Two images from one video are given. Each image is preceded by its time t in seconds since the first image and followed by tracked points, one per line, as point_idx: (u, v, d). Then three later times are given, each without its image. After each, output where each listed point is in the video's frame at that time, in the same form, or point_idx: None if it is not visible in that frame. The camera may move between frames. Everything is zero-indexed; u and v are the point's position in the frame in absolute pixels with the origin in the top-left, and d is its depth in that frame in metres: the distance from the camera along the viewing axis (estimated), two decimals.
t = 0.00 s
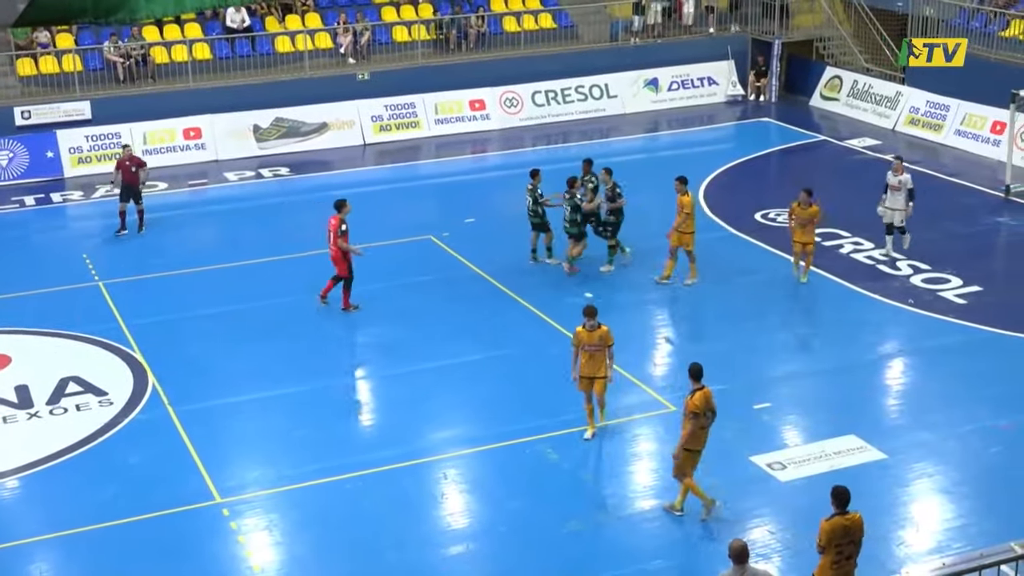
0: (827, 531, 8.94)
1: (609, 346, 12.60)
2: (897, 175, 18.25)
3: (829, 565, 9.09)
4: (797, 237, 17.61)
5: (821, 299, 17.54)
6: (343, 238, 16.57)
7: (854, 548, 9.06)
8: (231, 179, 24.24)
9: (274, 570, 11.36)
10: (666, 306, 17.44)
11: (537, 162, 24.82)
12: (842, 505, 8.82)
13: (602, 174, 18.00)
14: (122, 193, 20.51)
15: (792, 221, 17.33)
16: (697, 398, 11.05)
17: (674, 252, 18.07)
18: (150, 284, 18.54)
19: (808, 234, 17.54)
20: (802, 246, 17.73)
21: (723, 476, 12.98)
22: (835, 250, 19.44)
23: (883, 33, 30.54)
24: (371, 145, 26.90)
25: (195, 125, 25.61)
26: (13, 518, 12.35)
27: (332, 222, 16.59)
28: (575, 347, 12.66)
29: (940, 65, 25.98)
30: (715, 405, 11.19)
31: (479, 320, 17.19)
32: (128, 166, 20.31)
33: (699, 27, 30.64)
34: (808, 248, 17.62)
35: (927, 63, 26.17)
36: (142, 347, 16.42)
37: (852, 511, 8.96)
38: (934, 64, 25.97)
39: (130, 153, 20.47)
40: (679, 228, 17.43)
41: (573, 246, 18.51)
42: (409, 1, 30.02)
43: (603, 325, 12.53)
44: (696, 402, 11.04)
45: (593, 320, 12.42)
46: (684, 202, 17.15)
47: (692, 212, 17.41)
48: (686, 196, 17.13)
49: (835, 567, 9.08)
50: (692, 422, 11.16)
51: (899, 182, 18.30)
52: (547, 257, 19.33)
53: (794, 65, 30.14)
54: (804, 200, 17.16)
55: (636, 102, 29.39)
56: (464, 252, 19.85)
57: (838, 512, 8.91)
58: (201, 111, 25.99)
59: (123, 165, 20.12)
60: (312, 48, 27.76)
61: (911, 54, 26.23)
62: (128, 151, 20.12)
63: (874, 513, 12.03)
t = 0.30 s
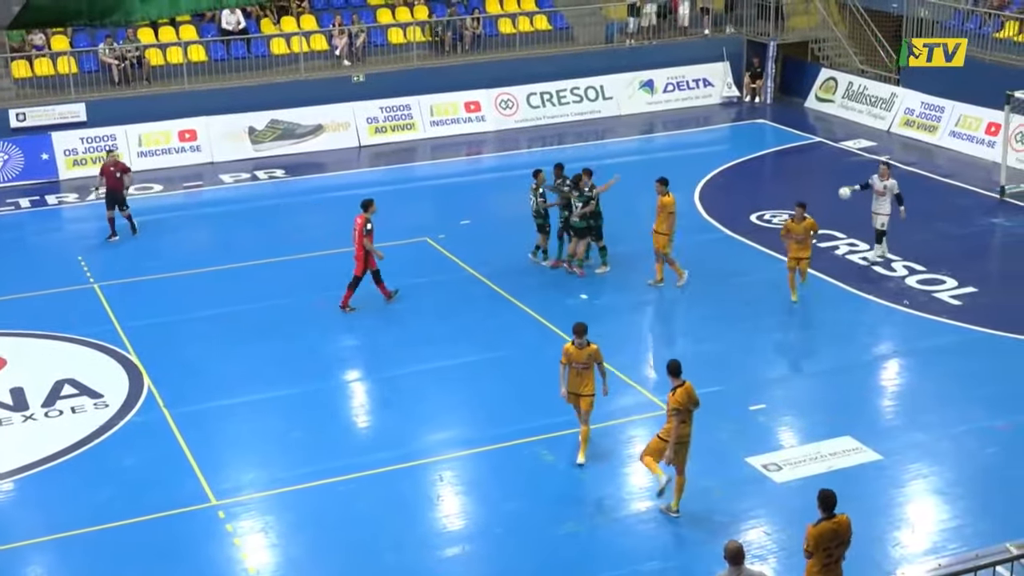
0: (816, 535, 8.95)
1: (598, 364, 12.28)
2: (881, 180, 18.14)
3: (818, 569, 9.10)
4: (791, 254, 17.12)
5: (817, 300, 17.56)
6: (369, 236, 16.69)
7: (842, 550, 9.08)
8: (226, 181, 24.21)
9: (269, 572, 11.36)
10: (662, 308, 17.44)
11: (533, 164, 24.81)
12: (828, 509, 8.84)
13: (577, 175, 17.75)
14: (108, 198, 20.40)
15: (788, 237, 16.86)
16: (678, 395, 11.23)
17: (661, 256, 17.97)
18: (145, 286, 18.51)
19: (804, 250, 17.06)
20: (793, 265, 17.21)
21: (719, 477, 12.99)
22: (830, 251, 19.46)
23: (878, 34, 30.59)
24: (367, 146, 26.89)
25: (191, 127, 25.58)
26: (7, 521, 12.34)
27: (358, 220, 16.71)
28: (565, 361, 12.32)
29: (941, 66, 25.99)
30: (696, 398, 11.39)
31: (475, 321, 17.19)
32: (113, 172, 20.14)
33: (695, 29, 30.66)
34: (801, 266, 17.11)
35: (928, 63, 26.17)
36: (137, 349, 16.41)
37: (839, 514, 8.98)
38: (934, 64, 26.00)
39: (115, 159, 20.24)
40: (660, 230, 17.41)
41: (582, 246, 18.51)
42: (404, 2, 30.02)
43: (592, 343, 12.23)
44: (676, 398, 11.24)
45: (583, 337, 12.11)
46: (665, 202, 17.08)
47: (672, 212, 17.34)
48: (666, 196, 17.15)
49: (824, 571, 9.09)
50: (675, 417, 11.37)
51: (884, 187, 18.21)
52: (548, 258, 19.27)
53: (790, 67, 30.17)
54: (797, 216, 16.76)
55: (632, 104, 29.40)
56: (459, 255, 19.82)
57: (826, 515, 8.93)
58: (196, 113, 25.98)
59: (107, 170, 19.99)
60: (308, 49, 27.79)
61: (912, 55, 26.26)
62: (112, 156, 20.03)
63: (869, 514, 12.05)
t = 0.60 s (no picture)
0: (805, 537, 8.94)
1: (588, 375, 11.96)
2: (869, 183, 18.03)
3: (808, 570, 9.10)
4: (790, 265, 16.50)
5: (814, 300, 17.57)
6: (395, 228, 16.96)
7: (832, 552, 9.08)
8: (223, 181, 24.18)
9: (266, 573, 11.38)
10: (660, 308, 17.45)
11: (530, 164, 24.80)
12: (819, 511, 8.84)
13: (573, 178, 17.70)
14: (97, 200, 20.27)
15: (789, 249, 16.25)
16: (660, 396, 11.27)
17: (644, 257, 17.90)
18: (142, 286, 18.50)
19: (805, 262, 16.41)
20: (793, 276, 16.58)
21: (716, 477, 13.00)
22: (828, 250, 19.47)
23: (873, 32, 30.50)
24: (364, 146, 26.88)
25: (188, 127, 25.57)
26: (5, 522, 12.35)
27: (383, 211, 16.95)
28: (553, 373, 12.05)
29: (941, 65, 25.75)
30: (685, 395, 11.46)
31: (472, 322, 17.18)
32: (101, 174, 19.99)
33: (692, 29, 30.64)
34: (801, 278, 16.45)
35: (928, 63, 25.85)
36: (135, 349, 16.41)
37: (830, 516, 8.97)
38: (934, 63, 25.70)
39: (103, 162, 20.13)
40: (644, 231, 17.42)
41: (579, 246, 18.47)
42: (401, 2, 30.02)
43: (581, 354, 11.94)
44: (659, 399, 11.27)
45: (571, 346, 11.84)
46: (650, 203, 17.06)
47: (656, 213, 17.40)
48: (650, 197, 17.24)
49: (815, 571, 9.09)
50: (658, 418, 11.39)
51: (872, 190, 18.03)
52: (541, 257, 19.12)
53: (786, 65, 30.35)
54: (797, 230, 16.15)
55: (628, 104, 29.40)
56: (457, 255, 19.81)
57: (816, 518, 8.92)
58: (193, 113, 25.97)
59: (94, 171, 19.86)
60: (304, 50, 27.80)
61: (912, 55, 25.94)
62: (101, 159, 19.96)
63: (866, 514, 12.06)
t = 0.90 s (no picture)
0: (809, 538, 8.92)
1: (578, 390, 11.72)
2: (864, 187, 17.94)
3: (813, 571, 9.08)
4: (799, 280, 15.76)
5: (820, 299, 17.55)
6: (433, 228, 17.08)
7: (836, 553, 9.07)
8: (230, 180, 24.22)
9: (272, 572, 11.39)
10: (665, 307, 17.45)
11: (536, 163, 24.80)
12: (821, 512, 8.81)
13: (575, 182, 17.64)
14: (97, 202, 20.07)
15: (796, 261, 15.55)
16: (649, 396, 11.18)
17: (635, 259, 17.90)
18: (149, 285, 18.53)
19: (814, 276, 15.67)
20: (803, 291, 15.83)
21: (722, 477, 13.01)
22: (834, 251, 19.45)
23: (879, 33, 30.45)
24: (370, 146, 26.90)
25: (194, 126, 25.61)
26: (11, 520, 12.39)
27: (419, 212, 17.01)
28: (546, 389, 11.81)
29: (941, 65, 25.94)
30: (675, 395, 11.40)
31: (478, 321, 17.19)
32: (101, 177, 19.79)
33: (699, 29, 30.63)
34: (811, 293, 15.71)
35: (927, 63, 26.14)
36: (141, 348, 16.43)
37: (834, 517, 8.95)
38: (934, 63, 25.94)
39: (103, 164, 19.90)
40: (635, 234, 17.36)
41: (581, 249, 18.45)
42: (407, 2, 30.06)
43: (571, 369, 11.66)
44: (648, 399, 11.19)
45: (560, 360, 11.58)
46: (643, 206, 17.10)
47: (648, 215, 17.37)
48: (642, 200, 17.18)
49: (819, 573, 9.07)
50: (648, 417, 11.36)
51: (869, 194, 17.90)
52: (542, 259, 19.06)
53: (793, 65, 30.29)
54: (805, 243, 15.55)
55: (635, 104, 29.40)
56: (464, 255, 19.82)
57: (818, 519, 8.89)
58: (200, 113, 26.01)
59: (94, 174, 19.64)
60: (311, 49, 27.86)
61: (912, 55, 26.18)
62: (103, 163, 19.88)
63: (873, 514, 12.04)
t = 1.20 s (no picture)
0: (826, 538, 8.90)
1: (579, 403, 11.44)
2: (866, 189, 17.65)
3: (830, 571, 9.06)
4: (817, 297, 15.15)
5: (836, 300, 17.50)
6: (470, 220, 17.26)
7: (852, 553, 9.04)
8: (246, 178, 24.26)
9: (286, 570, 11.41)
10: (680, 307, 17.42)
11: (551, 162, 24.78)
12: (837, 512, 8.77)
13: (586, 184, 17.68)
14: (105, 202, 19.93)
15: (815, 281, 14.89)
16: (649, 391, 11.20)
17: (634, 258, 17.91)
18: (164, 283, 18.58)
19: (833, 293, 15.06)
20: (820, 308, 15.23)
21: (737, 478, 12.99)
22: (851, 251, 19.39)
23: (897, 33, 30.33)
24: (386, 144, 26.91)
25: (210, 124, 25.67)
26: (29, 516, 12.45)
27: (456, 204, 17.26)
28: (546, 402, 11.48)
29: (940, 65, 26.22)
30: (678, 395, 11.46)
31: (493, 320, 17.19)
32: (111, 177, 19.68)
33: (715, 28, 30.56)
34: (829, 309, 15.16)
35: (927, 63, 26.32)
36: (157, 345, 16.48)
37: (850, 516, 8.92)
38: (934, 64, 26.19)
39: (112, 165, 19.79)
40: (638, 233, 17.36)
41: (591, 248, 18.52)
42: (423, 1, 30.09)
43: (573, 384, 11.35)
44: (646, 394, 11.21)
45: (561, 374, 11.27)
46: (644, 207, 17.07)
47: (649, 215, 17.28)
48: (644, 200, 17.17)
49: (835, 573, 9.05)
50: (645, 413, 11.39)
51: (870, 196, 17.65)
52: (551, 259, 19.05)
53: (810, 65, 30.09)
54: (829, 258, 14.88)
55: (651, 103, 29.35)
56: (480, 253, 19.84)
57: (834, 520, 8.86)
58: (216, 111, 26.06)
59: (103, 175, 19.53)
60: (327, 47, 27.90)
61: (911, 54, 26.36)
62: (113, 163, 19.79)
63: (888, 515, 12.01)
